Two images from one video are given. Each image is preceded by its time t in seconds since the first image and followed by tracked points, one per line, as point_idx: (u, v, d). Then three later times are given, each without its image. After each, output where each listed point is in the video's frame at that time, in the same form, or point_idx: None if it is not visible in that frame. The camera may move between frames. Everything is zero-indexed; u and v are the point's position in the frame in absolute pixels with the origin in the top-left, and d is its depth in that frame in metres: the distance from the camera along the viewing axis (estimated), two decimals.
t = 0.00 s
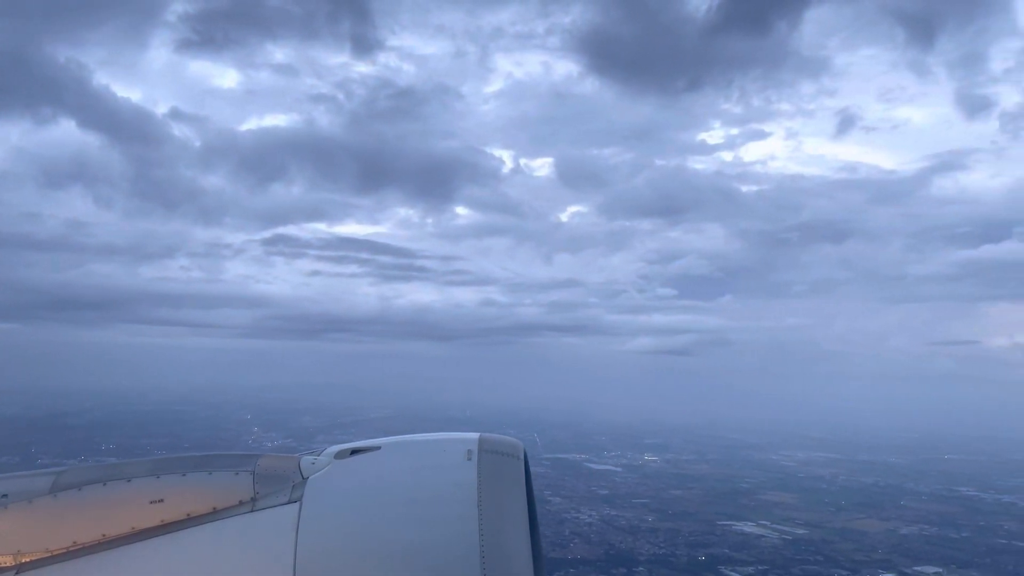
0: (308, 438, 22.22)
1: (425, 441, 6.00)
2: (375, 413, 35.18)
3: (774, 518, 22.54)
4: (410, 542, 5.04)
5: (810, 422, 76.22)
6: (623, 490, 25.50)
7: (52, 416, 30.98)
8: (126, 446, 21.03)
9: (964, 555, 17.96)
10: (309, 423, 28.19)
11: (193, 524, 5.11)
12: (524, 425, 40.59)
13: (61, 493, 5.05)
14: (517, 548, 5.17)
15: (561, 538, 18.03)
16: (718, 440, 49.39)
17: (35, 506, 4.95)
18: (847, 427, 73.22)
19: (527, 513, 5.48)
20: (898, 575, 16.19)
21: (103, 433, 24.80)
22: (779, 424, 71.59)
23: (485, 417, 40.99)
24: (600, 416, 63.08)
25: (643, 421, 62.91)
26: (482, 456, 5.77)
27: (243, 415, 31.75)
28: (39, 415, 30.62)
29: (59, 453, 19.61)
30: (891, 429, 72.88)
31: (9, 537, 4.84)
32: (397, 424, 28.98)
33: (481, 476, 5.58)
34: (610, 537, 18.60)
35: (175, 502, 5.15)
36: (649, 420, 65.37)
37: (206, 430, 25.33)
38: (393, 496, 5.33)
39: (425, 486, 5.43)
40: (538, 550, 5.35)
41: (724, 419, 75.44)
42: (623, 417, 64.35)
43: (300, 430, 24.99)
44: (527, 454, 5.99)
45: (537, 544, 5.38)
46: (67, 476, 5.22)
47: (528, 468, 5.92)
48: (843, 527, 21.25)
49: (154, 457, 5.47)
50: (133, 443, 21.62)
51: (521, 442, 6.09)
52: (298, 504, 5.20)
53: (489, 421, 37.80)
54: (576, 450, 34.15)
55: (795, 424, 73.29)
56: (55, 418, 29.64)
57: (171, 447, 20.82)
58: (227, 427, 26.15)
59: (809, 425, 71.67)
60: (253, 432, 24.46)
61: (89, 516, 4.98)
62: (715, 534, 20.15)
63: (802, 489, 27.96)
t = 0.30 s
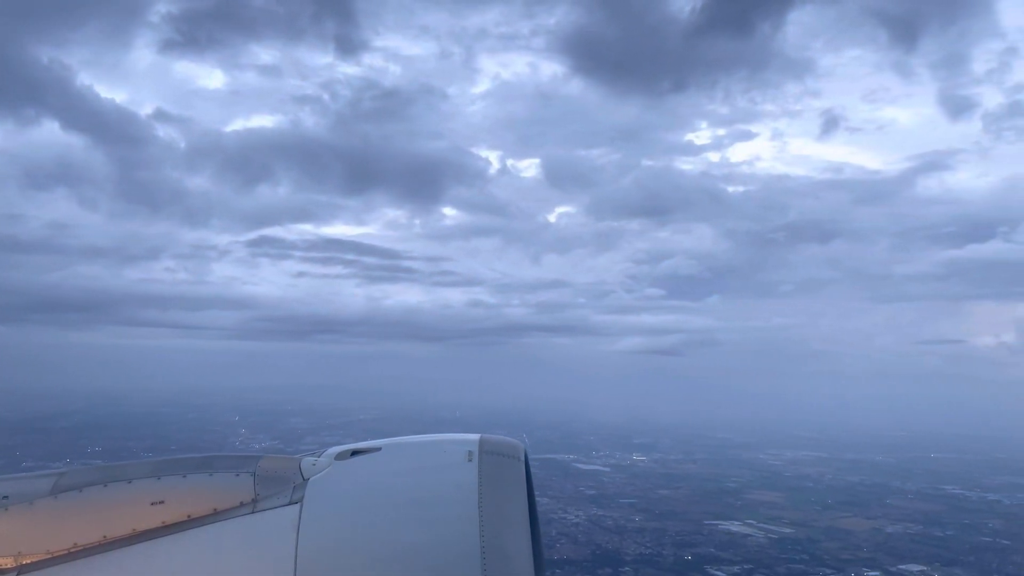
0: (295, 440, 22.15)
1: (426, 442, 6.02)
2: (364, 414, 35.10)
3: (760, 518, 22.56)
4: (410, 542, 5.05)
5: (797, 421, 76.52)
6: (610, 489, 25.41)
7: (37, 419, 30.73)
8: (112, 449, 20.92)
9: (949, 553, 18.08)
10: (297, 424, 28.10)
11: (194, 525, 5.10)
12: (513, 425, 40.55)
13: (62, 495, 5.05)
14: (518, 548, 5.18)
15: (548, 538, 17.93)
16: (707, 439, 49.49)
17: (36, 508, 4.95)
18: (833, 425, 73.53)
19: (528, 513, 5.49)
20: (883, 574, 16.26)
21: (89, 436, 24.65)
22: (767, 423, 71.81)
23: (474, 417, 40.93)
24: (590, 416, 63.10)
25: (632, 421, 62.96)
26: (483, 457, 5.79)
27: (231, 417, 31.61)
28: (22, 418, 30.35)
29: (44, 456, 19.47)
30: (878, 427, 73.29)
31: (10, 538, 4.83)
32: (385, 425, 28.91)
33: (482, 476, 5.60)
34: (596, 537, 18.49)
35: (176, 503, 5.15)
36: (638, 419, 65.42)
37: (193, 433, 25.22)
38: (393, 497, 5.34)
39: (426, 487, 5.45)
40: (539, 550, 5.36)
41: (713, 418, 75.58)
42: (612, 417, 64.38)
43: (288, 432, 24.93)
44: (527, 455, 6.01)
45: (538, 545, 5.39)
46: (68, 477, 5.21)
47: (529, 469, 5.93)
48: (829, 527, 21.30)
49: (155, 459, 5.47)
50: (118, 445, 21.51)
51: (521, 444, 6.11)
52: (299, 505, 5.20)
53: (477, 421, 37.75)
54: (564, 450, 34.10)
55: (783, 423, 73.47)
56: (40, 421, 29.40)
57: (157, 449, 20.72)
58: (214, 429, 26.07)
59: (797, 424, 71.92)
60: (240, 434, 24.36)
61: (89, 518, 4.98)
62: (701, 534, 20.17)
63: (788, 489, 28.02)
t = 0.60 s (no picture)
0: (282, 442, 22.08)
1: (426, 444, 6.03)
2: (352, 416, 35.01)
3: (746, 518, 22.60)
4: (410, 543, 5.05)
5: (784, 421, 76.80)
6: (597, 489, 25.27)
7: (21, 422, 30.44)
8: (97, 452, 20.81)
9: (933, 552, 18.20)
10: (285, 427, 28.06)
11: (195, 527, 5.10)
12: (502, 425, 40.51)
13: (63, 496, 5.05)
14: (519, 548, 5.19)
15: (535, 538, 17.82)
16: (695, 439, 49.58)
17: (36, 511, 4.94)
18: (820, 425, 73.88)
19: (528, 514, 5.50)
20: (868, 573, 16.33)
21: (74, 439, 24.46)
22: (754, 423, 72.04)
23: (463, 418, 40.91)
24: (578, 416, 63.13)
25: (620, 421, 63.00)
26: (483, 459, 5.80)
27: (218, 420, 31.45)
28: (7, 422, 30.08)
29: (28, 460, 19.31)
30: (863, 427, 73.68)
31: (10, 541, 4.83)
32: (372, 427, 28.84)
33: (482, 477, 5.61)
34: (583, 538, 18.38)
35: (177, 505, 5.15)
36: (626, 420, 65.49)
37: (180, 435, 25.11)
38: (394, 499, 5.34)
39: (426, 488, 5.45)
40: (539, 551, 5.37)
41: (700, 419, 75.75)
42: (600, 418, 64.44)
43: (276, 435, 24.84)
44: (528, 456, 6.02)
45: (538, 545, 5.40)
46: (69, 479, 5.21)
47: (530, 470, 5.94)
48: (815, 527, 21.33)
49: (156, 461, 5.47)
50: (103, 449, 21.38)
51: (522, 445, 6.12)
52: (299, 507, 5.20)
53: (465, 421, 37.70)
54: (552, 451, 34.05)
55: (770, 423, 73.64)
56: (25, 425, 29.12)
57: (142, 452, 20.62)
58: (201, 432, 25.96)
59: (783, 424, 72.22)
60: (227, 437, 24.25)
61: (90, 520, 4.97)
62: (688, 534, 20.19)
63: (775, 488, 28.06)
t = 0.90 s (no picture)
0: (269, 444, 22.00)
1: (427, 445, 6.04)
2: (340, 418, 34.91)
3: (732, 518, 22.63)
4: (411, 544, 5.06)
5: (772, 420, 77.02)
6: (583, 490, 24.87)
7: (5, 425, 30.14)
8: (83, 455, 20.69)
9: (917, 551, 18.29)
10: (273, 428, 28.00)
11: (195, 529, 5.10)
12: (491, 426, 40.44)
13: (64, 498, 5.04)
14: (519, 549, 5.20)
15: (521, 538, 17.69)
16: (683, 439, 49.65)
17: (38, 514, 4.93)
18: (807, 424, 74.16)
19: (529, 515, 5.51)
20: (853, 573, 16.36)
21: (60, 442, 24.27)
22: (742, 423, 72.19)
23: (452, 419, 40.86)
24: (567, 417, 63.13)
25: (609, 422, 63.03)
26: (484, 460, 5.80)
27: (205, 422, 31.29)
28: None
29: (12, 462, 19.16)
30: (849, 426, 74.02)
31: (11, 543, 4.83)
32: (359, 428, 28.78)
33: (483, 479, 5.62)
34: (570, 538, 18.28)
35: (178, 507, 5.15)
36: (615, 420, 65.49)
37: (167, 438, 24.98)
38: (394, 500, 5.35)
39: (426, 489, 5.46)
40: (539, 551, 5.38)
41: (688, 419, 75.93)
42: (589, 418, 64.49)
43: (263, 436, 24.76)
44: (528, 457, 6.02)
45: (539, 546, 5.40)
46: (69, 480, 5.20)
47: (530, 472, 5.94)
48: (801, 526, 21.35)
49: (156, 463, 5.46)
50: (88, 452, 21.23)
51: (522, 446, 6.11)
52: (300, 509, 5.20)
53: (453, 422, 37.63)
54: (541, 451, 33.97)
55: (758, 422, 73.81)
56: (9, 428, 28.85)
57: (128, 455, 20.51)
58: (189, 434, 25.86)
59: (770, 424, 72.42)
60: (213, 439, 24.13)
61: (91, 522, 4.97)
62: (674, 534, 20.20)
63: (762, 488, 28.09)
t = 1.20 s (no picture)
0: (255, 446, 21.96)
1: (427, 446, 6.04)
2: (328, 420, 34.86)
3: (718, 518, 22.71)
4: (411, 545, 5.06)
5: (759, 421, 77.38)
6: (571, 490, 24.96)
7: None
8: (67, 458, 20.55)
9: (902, 551, 18.35)
10: (260, 431, 27.94)
11: (196, 530, 5.10)
12: (479, 427, 40.47)
13: (65, 500, 5.03)
14: (520, 550, 5.22)
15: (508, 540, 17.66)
16: (672, 440, 49.80)
17: (39, 515, 4.92)
18: (793, 424, 74.60)
19: (530, 516, 5.52)
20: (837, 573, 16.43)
21: (45, 445, 24.11)
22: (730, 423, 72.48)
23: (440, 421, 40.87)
24: (556, 417, 63.27)
25: (598, 423, 63.18)
26: (485, 461, 5.82)
27: (192, 424, 31.17)
28: None
29: None
30: (835, 426, 74.46)
31: (11, 544, 4.82)
32: (347, 430, 28.75)
33: (483, 480, 5.63)
34: (556, 540, 18.28)
35: (179, 508, 5.15)
36: (603, 421, 65.62)
37: (153, 441, 24.88)
38: (395, 501, 5.35)
39: (426, 490, 5.47)
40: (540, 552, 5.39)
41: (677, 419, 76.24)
42: (578, 419, 64.60)
43: (251, 439, 24.69)
44: (529, 458, 6.03)
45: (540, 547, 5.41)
46: (70, 482, 5.20)
47: (531, 473, 5.95)
48: (786, 526, 21.41)
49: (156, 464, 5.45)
50: (74, 455, 21.11)
51: (523, 447, 6.12)
52: (301, 510, 5.20)
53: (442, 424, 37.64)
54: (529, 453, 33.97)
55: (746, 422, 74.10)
56: None
57: (114, 458, 20.41)
58: (176, 437, 25.77)
59: (757, 424, 72.77)
60: (200, 441, 24.05)
61: (91, 523, 4.96)
62: (660, 535, 20.24)
63: (749, 489, 28.17)
